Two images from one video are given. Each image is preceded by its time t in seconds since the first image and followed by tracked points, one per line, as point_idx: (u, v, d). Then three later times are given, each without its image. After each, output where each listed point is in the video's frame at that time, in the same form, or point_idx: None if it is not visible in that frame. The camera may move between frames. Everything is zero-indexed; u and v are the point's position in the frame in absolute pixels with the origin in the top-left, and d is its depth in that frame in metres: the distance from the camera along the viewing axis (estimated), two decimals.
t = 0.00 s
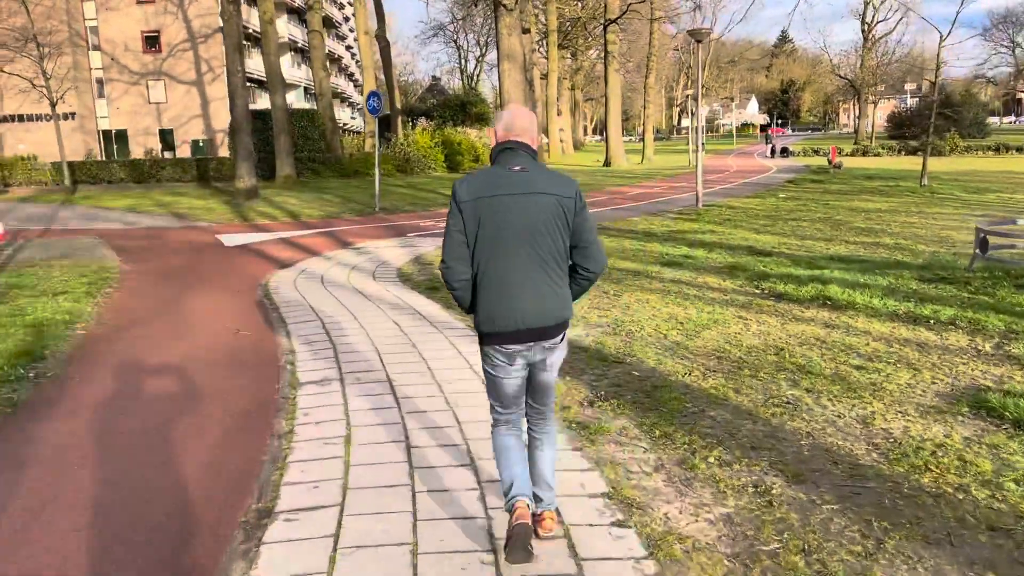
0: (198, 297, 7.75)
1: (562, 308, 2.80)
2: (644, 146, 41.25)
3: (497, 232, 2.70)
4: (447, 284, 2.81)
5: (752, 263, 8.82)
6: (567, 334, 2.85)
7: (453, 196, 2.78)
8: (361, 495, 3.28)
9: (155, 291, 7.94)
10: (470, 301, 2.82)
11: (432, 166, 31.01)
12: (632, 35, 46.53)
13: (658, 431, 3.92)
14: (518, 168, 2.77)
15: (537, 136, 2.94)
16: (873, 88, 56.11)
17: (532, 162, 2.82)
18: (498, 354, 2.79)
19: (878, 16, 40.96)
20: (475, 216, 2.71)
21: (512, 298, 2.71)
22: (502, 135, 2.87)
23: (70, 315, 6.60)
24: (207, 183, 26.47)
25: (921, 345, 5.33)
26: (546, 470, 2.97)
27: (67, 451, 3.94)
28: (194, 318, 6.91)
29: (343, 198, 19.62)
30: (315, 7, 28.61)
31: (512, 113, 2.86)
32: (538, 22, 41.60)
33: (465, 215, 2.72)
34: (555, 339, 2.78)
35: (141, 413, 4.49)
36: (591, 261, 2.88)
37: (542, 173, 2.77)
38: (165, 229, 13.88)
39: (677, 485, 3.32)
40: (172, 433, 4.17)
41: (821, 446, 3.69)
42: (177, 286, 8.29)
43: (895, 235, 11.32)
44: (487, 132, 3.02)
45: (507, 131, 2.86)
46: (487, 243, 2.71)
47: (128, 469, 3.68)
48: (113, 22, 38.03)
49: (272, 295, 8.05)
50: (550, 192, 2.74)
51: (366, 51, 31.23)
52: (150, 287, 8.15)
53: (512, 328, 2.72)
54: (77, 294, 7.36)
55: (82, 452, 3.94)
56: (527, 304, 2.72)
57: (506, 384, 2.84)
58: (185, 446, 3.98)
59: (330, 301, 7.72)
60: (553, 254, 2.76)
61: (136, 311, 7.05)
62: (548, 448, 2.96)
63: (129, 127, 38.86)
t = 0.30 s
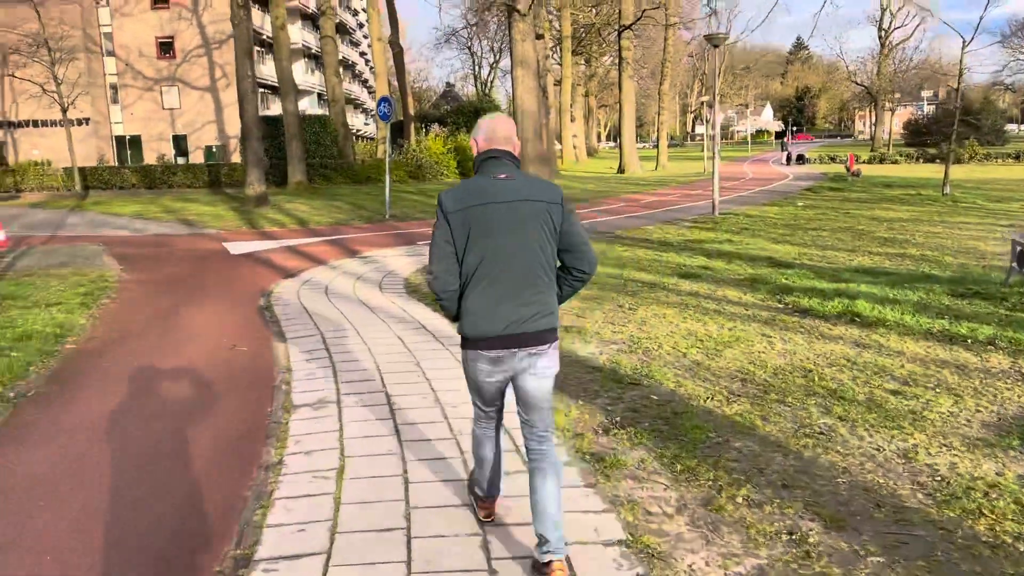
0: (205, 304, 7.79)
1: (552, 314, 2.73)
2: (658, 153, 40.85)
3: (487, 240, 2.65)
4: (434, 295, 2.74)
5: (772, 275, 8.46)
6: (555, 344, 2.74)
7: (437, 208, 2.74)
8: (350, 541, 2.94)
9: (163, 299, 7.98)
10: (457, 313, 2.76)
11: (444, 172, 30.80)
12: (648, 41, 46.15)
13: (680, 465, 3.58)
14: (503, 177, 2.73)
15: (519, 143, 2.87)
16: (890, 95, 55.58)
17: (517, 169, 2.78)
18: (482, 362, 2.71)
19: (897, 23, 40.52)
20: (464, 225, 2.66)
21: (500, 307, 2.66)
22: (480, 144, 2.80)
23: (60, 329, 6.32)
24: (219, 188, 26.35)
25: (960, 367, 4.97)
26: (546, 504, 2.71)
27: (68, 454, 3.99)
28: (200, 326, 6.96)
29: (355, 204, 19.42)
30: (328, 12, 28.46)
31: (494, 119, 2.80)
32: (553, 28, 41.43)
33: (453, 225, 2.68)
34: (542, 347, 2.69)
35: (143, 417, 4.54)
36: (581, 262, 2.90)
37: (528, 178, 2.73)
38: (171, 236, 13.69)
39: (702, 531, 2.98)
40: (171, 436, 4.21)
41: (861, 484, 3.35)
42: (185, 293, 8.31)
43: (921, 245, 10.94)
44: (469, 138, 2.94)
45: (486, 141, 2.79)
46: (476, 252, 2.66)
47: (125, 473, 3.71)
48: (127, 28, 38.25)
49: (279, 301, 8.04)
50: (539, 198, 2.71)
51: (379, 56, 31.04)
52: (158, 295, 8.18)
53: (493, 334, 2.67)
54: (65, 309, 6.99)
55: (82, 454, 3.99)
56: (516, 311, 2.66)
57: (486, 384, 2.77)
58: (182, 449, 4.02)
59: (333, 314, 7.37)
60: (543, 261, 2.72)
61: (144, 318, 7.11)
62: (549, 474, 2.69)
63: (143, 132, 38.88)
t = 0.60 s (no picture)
0: (205, 317, 7.71)
1: (540, 320, 2.86)
2: (674, 165, 40.39)
3: (468, 247, 2.75)
4: (421, 302, 2.86)
5: (800, 296, 8.04)
6: (542, 349, 2.88)
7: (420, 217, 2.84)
8: None
9: (163, 311, 7.87)
10: (443, 319, 2.88)
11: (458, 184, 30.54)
12: (665, 52, 45.81)
13: (717, 521, 3.19)
14: (483, 182, 2.80)
15: (501, 149, 2.94)
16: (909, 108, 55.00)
17: (498, 174, 2.86)
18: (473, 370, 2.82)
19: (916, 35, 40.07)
20: (445, 234, 2.76)
21: (486, 314, 2.77)
22: (462, 150, 2.88)
23: (46, 352, 5.96)
24: (231, 199, 26.18)
25: (1016, 403, 4.55)
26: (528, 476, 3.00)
27: (65, 476, 3.93)
28: (200, 337, 6.89)
29: (366, 216, 19.18)
30: (343, 23, 28.33)
31: (473, 125, 2.86)
32: (568, 40, 41.24)
33: (435, 234, 2.77)
34: (530, 353, 2.83)
35: (142, 437, 4.48)
36: (564, 265, 2.97)
37: (509, 185, 2.81)
38: (179, 248, 13.45)
39: None
40: (172, 455, 4.16)
41: (923, 548, 2.95)
42: (185, 306, 8.20)
43: (952, 263, 10.49)
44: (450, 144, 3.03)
45: (468, 148, 2.87)
46: (457, 260, 2.77)
47: (126, 494, 3.68)
48: (143, 39, 38.28)
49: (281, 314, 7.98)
50: (520, 203, 2.79)
51: (393, 67, 30.83)
52: (157, 308, 8.04)
53: (489, 339, 2.76)
54: (52, 330, 6.62)
55: (79, 476, 3.93)
56: (502, 317, 2.77)
57: (483, 400, 2.83)
58: (182, 469, 3.97)
59: (337, 336, 6.96)
60: (527, 266, 2.84)
61: (144, 330, 7.03)
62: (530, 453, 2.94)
63: (157, 143, 38.89)
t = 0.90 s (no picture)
0: (205, 330, 7.61)
1: (530, 344, 2.92)
2: (686, 178, 40.06)
3: (466, 272, 2.78)
4: (413, 322, 2.86)
5: (821, 314, 7.71)
6: (529, 374, 2.96)
7: (417, 236, 2.85)
8: None
9: (162, 324, 7.75)
10: (436, 339, 2.89)
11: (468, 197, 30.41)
12: (677, 65, 45.59)
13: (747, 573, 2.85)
14: (483, 209, 2.84)
15: (501, 173, 2.98)
16: (923, 122, 54.57)
17: (498, 201, 2.89)
18: (463, 390, 2.88)
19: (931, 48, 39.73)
20: (441, 257, 2.78)
21: (479, 337, 2.80)
22: (464, 175, 2.92)
23: (32, 373, 5.68)
24: (241, 211, 26.04)
25: None
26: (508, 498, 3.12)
27: (72, 486, 3.94)
28: (203, 347, 6.90)
29: (375, 228, 18.95)
30: (355, 35, 28.23)
31: (475, 150, 2.89)
32: (580, 52, 41.10)
33: (433, 257, 2.79)
34: (520, 376, 2.91)
35: (142, 452, 4.39)
36: (557, 296, 2.99)
37: (508, 213, 2.85)
38: (184, 261, 13.23)
39: None
40: (185, 461, 4.24)
41: None
42: (185, 319, 8.08)
43: (979, 280, 10.11)
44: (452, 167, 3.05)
45: (472, 171, 2.90)
46: (453, 282, 2.79)
47: (140, 500, 3.73)
48: (156, 50, 38.39)
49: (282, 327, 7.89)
50: (518, 231, 2.83)
51: (405, 79, 30.69)
52: (157, 321, 7.92)
53: (483, 363, 2.81)
54: (42, 347, 6.38)
55: (88, 487, 3.94)
56: (498, 341, 2.82)
57: (472, 422, 2.92)
58: (182, 486, 3.89)
59: (338, 355, 6.67)
60: (522, 293, 2.88)
61: (143, 344, 6.92)
62: (511, 477, 3.09)
63: (169, 154, 38.90)
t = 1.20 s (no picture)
0: (203, 349, 7.52)
1: (520, 364, 2.90)
2: (695, 194, 39.73)
3: (458, 293, 2.78)
4: (403, 345, 2.87)
5: (846, 341, 7.37)
6: (521, 398, 2.91)
7: (409, 260, 2.84)
8: None
9: (160, 343, 7.64)
10: (427, 362, 2.88)
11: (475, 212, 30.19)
12: (685, 81, 45.39)
13: None
14: (474, 230, 2.85)
15: (487, 194, 3.02)
16: (934, 139, 54.23)
17: (487, 222, 2.92)
18: (452, 412, 2.87)
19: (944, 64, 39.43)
20: (432, 280, 2.78)
21: (471, 360, 2.81)
22: (454, 198, 2.94)
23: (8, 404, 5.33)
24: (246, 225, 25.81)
25: None
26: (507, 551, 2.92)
27: (80, 496, 4.08)
28: (204, 360, 7.03)
29: (380, 244, 18.67)
30: (363, 49, 28.08)
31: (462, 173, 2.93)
32: (589, 67, 40.97)
33: (424, 280, 2.79)
34: (510, 400, 2.87)
35: (140, 470, 4.40)
36: (549, 312, 3.02)
37: (498, 233, 2.86)
38: (185, 278, 12.96)
39: None
40: (185, 471, 4.38)
41: None
42: (183, 337, 7.97)
43: (1005, 305, 9.76)
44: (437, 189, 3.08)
45: (457, 194, 2.94)
46: (443, 305, 2.79)
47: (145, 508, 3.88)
48: (164, 63, 38.36)
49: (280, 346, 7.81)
50: (509, 250, 2.85)
51: (412, 93, 30.50)
52: (154, 339, 7.80)
53: (470, 386, 2.81)
54: (24, 373, 6.04)
55: (94, 496, 4.08)
56: (485, 364, 2.82)
57: (454, 438, 2.92)
58: (179, 506, 3.90)
59: (335, 382, 6.33)
60: (514, 315, 2.89)
61: (140, 362, 6.84)
62: (508, 528, 2.89)
63: (176, 167, 38.77)
